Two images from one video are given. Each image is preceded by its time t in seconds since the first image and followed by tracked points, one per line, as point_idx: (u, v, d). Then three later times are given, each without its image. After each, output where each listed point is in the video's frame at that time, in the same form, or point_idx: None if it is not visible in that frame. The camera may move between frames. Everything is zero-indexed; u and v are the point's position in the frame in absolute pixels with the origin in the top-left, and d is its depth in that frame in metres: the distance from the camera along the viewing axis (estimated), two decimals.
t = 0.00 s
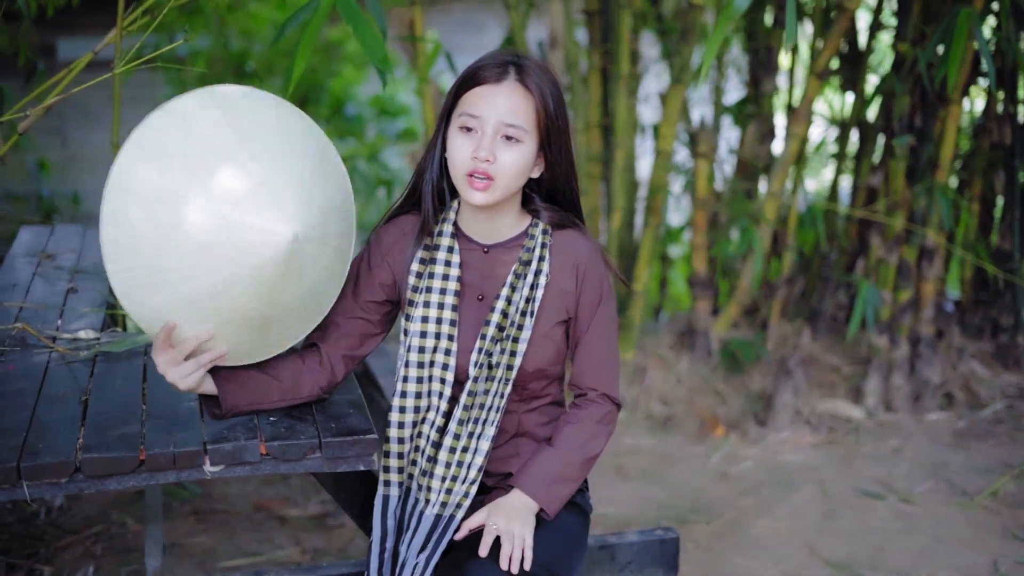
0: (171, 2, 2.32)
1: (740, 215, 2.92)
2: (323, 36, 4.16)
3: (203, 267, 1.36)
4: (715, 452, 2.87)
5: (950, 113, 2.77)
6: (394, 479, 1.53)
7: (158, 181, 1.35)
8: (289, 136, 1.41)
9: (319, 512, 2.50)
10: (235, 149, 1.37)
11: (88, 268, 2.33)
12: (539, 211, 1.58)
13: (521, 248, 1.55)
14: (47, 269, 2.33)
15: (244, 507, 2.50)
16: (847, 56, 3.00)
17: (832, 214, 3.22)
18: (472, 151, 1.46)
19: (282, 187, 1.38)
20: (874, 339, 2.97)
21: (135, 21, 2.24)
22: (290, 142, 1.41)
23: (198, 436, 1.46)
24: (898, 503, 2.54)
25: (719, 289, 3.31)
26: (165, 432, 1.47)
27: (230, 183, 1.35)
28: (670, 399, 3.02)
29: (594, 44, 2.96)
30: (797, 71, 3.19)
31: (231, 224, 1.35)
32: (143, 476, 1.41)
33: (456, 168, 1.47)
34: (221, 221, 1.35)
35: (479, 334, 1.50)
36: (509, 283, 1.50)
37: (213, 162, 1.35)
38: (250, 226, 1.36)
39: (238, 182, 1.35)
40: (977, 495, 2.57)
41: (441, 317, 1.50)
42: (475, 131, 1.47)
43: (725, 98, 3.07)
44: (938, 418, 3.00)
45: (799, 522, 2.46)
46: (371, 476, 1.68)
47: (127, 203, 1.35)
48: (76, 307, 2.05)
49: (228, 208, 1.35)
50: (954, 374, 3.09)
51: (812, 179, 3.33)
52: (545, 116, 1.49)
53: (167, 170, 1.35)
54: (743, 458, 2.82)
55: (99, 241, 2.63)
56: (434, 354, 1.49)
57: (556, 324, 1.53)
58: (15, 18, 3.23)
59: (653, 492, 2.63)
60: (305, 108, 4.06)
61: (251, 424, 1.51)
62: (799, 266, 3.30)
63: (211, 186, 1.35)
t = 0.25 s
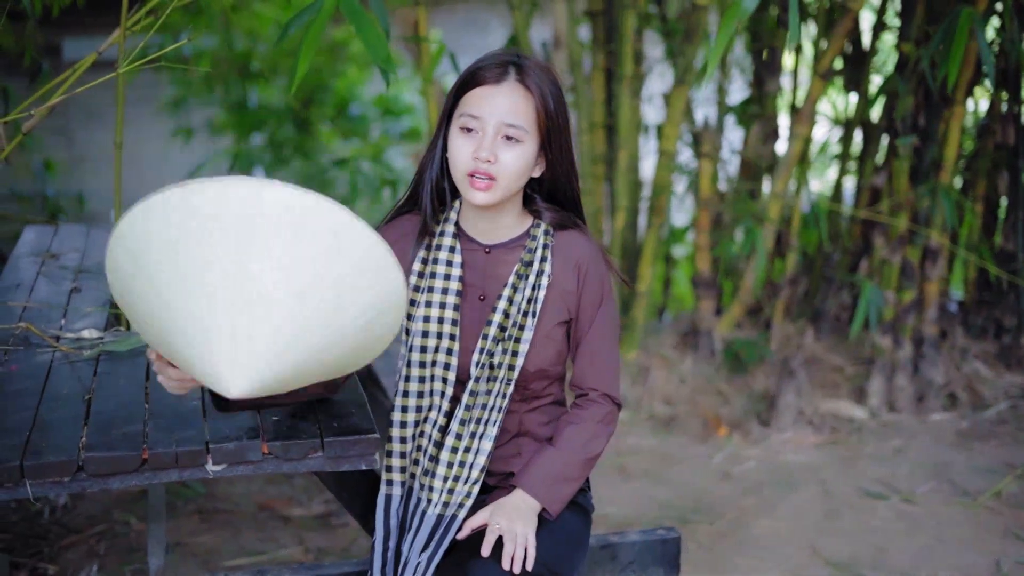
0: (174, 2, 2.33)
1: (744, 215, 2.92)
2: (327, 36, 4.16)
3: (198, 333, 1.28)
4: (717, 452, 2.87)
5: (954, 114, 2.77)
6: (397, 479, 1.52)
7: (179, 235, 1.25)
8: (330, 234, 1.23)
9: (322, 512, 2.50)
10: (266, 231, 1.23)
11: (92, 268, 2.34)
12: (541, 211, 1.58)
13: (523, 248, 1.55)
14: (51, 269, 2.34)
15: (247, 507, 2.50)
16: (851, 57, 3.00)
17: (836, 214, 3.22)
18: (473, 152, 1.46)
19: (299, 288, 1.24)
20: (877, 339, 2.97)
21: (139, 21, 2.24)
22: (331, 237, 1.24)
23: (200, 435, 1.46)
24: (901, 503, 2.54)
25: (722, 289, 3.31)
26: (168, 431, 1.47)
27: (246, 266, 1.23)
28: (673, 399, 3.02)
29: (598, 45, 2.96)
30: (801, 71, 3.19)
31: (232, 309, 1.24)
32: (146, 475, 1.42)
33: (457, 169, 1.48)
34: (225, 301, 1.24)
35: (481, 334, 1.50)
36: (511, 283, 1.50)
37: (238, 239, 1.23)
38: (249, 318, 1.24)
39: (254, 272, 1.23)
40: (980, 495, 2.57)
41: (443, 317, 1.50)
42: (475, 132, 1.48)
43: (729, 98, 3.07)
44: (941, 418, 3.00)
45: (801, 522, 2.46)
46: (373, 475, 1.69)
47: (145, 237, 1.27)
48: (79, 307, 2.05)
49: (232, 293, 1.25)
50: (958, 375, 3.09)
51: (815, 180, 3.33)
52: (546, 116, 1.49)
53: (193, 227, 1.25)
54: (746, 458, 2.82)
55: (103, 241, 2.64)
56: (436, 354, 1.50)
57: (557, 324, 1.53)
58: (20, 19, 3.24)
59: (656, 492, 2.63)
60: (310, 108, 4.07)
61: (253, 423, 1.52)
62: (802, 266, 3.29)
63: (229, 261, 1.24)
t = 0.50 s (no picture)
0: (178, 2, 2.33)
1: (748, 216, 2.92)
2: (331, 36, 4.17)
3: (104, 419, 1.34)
4: (720, 452, 2.87)
5: (957, 115, 2.76)
6: (397, 478, 1.53)
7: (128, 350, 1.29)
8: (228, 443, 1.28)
9: (325, 511, 2.50)
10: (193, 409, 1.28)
11: (96, 268, 2.35)
12: (542, 211, 1.58)
13: (523, 248, 1.55)
14: (55, 268, 2.34)
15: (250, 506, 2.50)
16: (854, 57, 2.99)
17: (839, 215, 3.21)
18: (471, 151, 1.47)
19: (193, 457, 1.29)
20: (880, 339, 2.97)
21: (143, 21, 2.25)
22: (227, 445, 1.27)
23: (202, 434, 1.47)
24: (903, 503, 2.53)
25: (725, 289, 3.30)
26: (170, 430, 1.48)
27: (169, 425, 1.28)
28: (676, 399, 3.02)
29: (602, 45, 2.96)
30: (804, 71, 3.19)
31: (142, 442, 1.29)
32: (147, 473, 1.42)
33: (455, 169, 1.48)
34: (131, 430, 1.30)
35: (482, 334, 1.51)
36: (512, 283, 1.51)
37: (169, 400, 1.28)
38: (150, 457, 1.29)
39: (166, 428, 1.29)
40: (982, 496, 2.57)
41: (444, 317, 1.50)
42: (473, 131, 1.48)
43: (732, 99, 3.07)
44: (944, 419, 3.00)
45: (804, 522, 2.46)
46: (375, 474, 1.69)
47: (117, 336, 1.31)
48: (82, 306, 2.06)
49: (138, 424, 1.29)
50: (961, 375, 3.08)
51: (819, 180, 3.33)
52: (543, 115, 1.49)
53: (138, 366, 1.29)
54: (749, 458, 2.82)
55: (106, 240, 2.65)
56: (437, 353, 1.50)
57: (557, 324, 1.53)
58: (25, 19, 3.25)
59: (658, 492, 2.63)
60: (314, 108, 4.07)
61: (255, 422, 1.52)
62: (805, 266, 3.29)
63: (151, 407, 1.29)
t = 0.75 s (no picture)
0: (183, 2, 2.33)
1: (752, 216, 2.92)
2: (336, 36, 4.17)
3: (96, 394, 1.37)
4: (724, 452, 2.86)
5: (962, 115, 2.76)
6: (401, 477, 1.53)
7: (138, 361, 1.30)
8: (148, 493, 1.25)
9: (329, 511, 2.51)
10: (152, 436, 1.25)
11: (101, 267, 2.35)
12: (545, 211, 1.59)
13: (526, 248, 1.55)
14: (60, 268, 2.35)
15: (255, 505, 2.51)
16: (858, 58, 2.99)
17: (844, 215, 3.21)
18: (470, 151, 1.47)
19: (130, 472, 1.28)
20: (885, 340, 2.97)
21: (147, 21, 2.26)
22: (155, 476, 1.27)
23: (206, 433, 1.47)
24: (907, 503, 2.53)
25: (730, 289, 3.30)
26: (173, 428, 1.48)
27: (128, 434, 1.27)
28: (680, 399, 3.02)
29: (606, 45, 2.96)
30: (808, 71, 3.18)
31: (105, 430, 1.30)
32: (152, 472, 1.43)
33: (455, 168, 1.48)
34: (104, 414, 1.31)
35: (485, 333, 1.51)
36: (515, 283, 1.51)
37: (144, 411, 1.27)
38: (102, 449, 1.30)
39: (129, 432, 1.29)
40: (986, 496, 2.56)
41: (447, 317, 1.51)
42: (473, 131, 1.48)
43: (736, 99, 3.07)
44: (948, 420, 2.99)
45: (808, 522, 2.45)
46: (378, 473, 1.69)
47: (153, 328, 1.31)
48: (87, 306, 2.07)
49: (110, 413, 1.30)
50: (965, 376, 3.08)
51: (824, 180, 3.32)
52: (543, 114, 1.49)
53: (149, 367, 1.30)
54: (753, 458, 2.82)
55: (111, 240, 2.65)
56: (440, 353, 1.50)
57: (560, 324, 1.54)
58: (32, 19, 3.26)
59: (663, 492, 2.63)
60: (319, 108, 4.07)
61: (260, 421, 1.52)
62: (810, 267, 3.29)
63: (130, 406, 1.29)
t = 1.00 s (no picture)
0: (188, 2, 2.33)
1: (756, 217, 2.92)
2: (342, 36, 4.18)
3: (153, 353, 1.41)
4: (729, 452, 2.86)
5: (967, 116, 2.76)
6: (405, 477, 1.54)
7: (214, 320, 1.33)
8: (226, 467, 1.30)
9: (333, 510, 2.51)
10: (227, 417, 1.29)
11: (106, 267, 2.36)
12: (549, 212, 1.59)
13: (530, 249, 1.55)
14: (66, 268, 2.35)
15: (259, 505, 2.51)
16: (862, 58, 2.98)
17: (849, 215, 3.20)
18: (474, 152, 1.47)
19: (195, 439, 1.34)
20: (889, 340, 2.96)
21: (153, 22, 2.26)
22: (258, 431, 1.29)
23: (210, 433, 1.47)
24: (911, 504, 2.53)
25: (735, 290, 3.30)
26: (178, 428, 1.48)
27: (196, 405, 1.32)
28: (685, 400, 3.02)
29: (611, 46, 2.95)
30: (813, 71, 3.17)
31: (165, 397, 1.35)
32: (156, 472, 1.43)
33: (458, 169, 1.49)
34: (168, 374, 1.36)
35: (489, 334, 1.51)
36: (519, 283, 1.51)
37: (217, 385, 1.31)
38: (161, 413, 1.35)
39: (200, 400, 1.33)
40: (991, 497, 2.56)
41: (451, 317, 1.51)
42: (476, 132, 1.48)
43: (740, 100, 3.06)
44: (953, 420, 2.99)
45: (811, 522, 2.45)
46: (382, 473, 1.70)
47: (222, 294, 1.33)
48: (92, 305, 2.08)
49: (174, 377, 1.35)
50: (970, 377, 3.07)
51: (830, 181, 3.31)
52: (546, 116, 1.49)
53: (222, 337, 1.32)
54: (757, 459, 2.82)
55: (118, 240, 2.66)
56: (444, 353, 1.51)
57: (564, 324, 1.54)
58: (38, 19, 3.27)
59: (667, 492, 2.63)
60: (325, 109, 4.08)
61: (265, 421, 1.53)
62: (814, 267, 3.28)
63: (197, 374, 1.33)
